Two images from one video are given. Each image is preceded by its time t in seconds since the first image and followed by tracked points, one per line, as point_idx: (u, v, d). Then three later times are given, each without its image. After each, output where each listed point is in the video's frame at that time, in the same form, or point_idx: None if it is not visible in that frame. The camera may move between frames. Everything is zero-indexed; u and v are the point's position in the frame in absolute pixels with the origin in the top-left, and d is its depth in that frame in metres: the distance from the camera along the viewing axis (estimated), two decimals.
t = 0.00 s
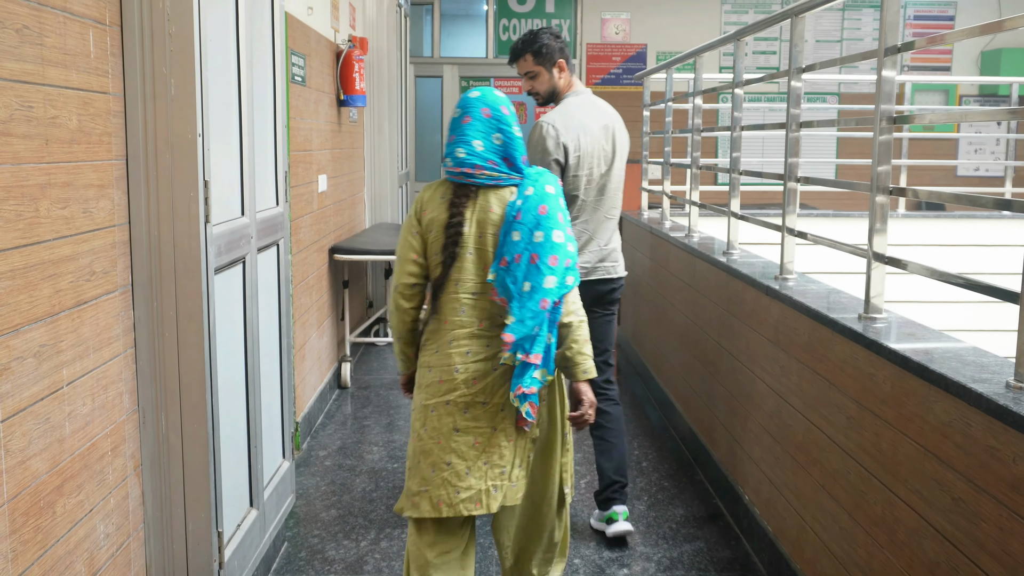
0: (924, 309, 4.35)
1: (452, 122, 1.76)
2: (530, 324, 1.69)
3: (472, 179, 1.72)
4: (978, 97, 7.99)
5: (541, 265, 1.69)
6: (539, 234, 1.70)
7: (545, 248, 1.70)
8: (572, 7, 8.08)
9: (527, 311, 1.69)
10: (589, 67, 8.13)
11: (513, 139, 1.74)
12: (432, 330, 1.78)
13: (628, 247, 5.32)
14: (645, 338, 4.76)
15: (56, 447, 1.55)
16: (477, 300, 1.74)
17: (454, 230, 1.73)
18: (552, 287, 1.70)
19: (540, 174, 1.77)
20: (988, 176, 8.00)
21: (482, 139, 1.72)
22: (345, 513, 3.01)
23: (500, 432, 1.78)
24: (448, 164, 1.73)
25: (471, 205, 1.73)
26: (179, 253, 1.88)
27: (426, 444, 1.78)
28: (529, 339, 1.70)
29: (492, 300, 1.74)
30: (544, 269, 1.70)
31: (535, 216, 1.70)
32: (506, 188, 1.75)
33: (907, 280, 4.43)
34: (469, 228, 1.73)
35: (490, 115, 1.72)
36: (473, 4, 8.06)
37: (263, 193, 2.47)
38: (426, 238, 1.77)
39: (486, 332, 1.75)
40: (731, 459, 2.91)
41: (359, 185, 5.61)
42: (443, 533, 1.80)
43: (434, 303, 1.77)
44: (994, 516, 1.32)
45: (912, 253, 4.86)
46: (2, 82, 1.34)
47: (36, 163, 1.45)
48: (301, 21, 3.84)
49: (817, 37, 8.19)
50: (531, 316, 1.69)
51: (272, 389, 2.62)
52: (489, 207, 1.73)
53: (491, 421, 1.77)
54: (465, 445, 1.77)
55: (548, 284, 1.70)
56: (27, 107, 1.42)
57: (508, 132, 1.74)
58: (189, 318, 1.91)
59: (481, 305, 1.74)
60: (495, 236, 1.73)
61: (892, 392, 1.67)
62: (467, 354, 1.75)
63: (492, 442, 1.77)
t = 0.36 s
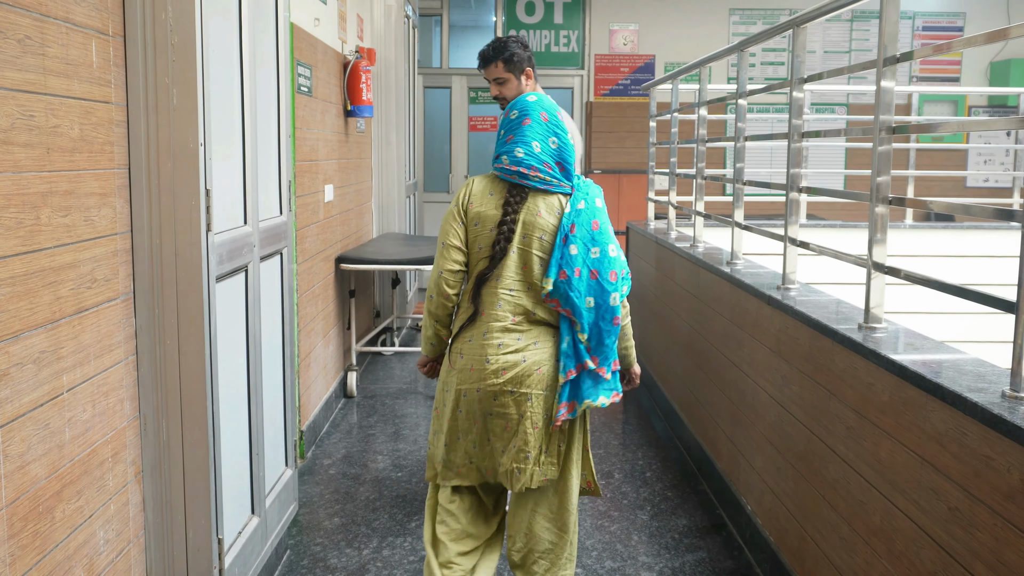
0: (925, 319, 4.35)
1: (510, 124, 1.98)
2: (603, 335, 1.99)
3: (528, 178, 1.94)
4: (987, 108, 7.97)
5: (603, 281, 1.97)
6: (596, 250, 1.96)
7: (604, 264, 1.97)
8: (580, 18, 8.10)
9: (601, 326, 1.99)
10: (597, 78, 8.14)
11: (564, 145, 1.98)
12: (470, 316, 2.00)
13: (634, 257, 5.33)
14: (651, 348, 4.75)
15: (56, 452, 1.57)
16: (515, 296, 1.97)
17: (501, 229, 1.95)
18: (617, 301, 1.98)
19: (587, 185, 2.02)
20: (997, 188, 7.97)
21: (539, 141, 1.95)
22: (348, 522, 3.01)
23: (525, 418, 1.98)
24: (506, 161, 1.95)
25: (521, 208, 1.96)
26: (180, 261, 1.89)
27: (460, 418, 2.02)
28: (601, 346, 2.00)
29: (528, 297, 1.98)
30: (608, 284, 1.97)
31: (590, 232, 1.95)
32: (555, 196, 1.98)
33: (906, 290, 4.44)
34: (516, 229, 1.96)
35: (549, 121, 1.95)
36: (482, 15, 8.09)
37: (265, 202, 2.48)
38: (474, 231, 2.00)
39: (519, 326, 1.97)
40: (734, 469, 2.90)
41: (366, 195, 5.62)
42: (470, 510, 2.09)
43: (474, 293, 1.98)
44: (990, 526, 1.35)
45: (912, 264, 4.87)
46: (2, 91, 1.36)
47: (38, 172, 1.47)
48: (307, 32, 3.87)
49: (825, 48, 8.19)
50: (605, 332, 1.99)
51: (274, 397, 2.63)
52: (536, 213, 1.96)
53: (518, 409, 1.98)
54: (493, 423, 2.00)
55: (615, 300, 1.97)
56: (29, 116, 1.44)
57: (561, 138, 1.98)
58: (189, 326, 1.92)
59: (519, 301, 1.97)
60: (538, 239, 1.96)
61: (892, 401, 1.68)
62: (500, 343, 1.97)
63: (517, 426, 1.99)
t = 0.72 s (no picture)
0: (927, 328, 4.34)
1: (502, 138, 2.03)
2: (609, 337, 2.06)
3: (526, 189, 1.99)
4: (996, 116, 7.95)
5: (604, 284, 2.04)
6: (595, 256, 2.03)
7: (604, 268, 2.04)
8: (588, 25, 8.11)
9: (605, 327, 2.05)
10: (604, 85, 8.16)
11: (557, 155, 2.04)
12: (472, 323, 2.05)
13: (639, 263, 5.34)
14: (656, 354, 4.75)
15: (57, 456, 1.57)
16: (514, 302, 2.01)
17: (500, 238, 2.00)
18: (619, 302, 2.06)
19: (580, 193, 2.07)
20: (1005, 196, 7.95)
21: (533, 153, 2.01)
22: (350, 526, 3.01)
23: (525, 419, 2.02)
24: (504, 174, 2.00)
25: (519, 217, 2.01)
26: (183, 266, 1.90)
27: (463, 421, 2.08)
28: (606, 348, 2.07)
29: (527, 301, 2.02)
30: (609, 287, 2.04)
31: (588, 238, 2.01)
32: (552, 204, 2.03)
33: (908, 298, 4.43)
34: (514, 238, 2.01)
35: (541, 134, 2.01)
36: (490, 22, 8.11)
37: (269, 207, 2.50)
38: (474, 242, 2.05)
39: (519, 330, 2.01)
40: (737, 476, 2.89)
41: (373, 202, 5.64)
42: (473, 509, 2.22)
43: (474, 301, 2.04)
44: (989, 535, 1.35)
45: (916, 272, 4.87)
46: (6, 96, 1.38)
47: (41, 177, 1.49)
48: (313, 39, 3.89)
49: (833, 55, 8.18)
50: (609, 333, 2.05)
51: (276, 402, 2.63)
52: (534, 222, 2.01)
53: (519, 410, 2.02)
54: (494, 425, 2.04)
55: (616, 302, 2.04)
56: (33, 121, 1.46)
57: (552, 149, 2.04)
58: (192, 330, 1.93)
59: (519, 306, 2.02)
60: (537, 247, 2.01)
61: (892, 409, 1.68)
62: (501, 347, 2.02)
63: (518, 427, 2.02)
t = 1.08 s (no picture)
0: (929, 333, 4.34)
1: (473, 136, 2.13)
2: (573, 309, 2.07)
3: (492, 180, 2.08)
4: (1002, 122, 7.94)
5: (566, 257, 2.06)
6: (557, 231, 2.06)
7: (565, 242, 2.06)
8: (595, 28, 8.11)
9: (567, 300, 2.07)
10: (610, 88, 8.17)
11: (525, 146, 2.11)
12: (463, 313, 2.15)
13: (643, 266, 5.35)
14: (658, 357, 4.75)
15: (58, 448, 1.59)
16: (499, 287, 2.09)
17: (477, 229, 2.09)
18: (581, 274, 2.07)
19: (549, 178, 2.13)
20: (1011, 203, 7.93)
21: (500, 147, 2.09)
22: (350, 525, 3.02)
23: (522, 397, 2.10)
24: (472, 169, 2.10)
25: (493, 207, 2.09)
26: (186, 263, 1.91)
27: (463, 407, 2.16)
28: (573, 320, 2.07)
29: (511, 286, 2.08)
30: (570, 261, 2.06)
31: (550, 216, 2.06)
32: (522, 191, 2.10)
33: (909, 304, 4.43)
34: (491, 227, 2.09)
35: (507, 127, 2.10)
36: (496, 24, 8.12)
37: (273, 206, 2.51)
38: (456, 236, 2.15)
39: (507, 313, 2.09)
40: (738, 479, 2.89)
41: (377, 202, 5.65)
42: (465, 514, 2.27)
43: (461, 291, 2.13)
44: (986, 538, 1.35)
45: (919, 277, 4.87)
46: (12, 91, 1.39)
47: (46, 172, 1.50)
48: (320, 39, 3.90)
49: (840, 60, 8.17)
50: (572, 305, 2.07)
51: (279, 400, 2.64)
52: (508, 210, 2.08)
53: (515, 388, 2.11)
54: (493, 407, 2.12)
55: (579, 274, 2.06)
56: (38, 117, 1.47)
57: (522, 142, 2.12)
58: (194, 327, 1.94)
59: (504, 290, 2.08)
60: (513, 232, 2.08)
61: (892, 412, 1.68)
62: (490, 332, 2.09)
63: (515, 406, 2.11)
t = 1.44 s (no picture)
0: (929, 342, 4.34)
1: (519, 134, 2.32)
2: (570, 310, 2.21)
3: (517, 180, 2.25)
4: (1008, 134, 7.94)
5: (578, 263, 2.21)
6: (575, 237, 2.21)
7: (581, 249, 2.21)
8: (602, 30, 8.12)
9: (569, 302, 2.21)
10: (616, 91, 8.17)
11: (561, 155, 2.29)
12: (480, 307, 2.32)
13: (645, 270, 5.36)
14: (658, 360, 4.75)
15: (56, 437, 1.59)
16: (517, 286, 2.26)
17: (501, 228, 2.26)
18: (586, 281, 2.22)
19: (578, 188, 2.29)
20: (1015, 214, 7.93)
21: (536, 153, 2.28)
22: (347, 520, 3.02)
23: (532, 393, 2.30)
24: (506, 164, 2.27)
25: (517, 209, 2.25)
26: (188, 255, 1.92)
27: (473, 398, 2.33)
28: (569, 321, 2.22)
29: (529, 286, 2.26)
30: (581, 266, 2.21)
31: (572, 222, 2.21)
32: (546, 195, 2.27)
33: (910, 313, 4.43)
34: (514, 227, 2.25)
35: (551, 138, 2.28)
36: (504, 25, 8.13)
37: (276, 201, 2.51)
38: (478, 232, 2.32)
39: (523, 312, 2.26)
40: (734, 485, 2.89)
41: (381, 200, 5.66)
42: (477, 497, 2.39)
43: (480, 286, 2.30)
44: (979, 547, 1.35)
45: (920, 286, 4.87)
46: (18, 80, 1.40)
47: (50, 161, 1.50)
48: (327, 35, 3.91)
49: (847, 68, 8.17)
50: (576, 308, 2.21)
51: (278, 394, 2.64)
52: (531, 212, 2.25)
53: (527, 384, 2.30)
54: (504, 401, 2.31)
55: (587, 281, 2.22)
56: (44, 105, 1.48)
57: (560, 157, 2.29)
58: (195, 320, 1.94)
59: (522, 290, 2.26)
60: (534, 234, 2.25)
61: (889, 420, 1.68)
62: (506, 330, 2.27)
63: (525, 401, 2.31)
